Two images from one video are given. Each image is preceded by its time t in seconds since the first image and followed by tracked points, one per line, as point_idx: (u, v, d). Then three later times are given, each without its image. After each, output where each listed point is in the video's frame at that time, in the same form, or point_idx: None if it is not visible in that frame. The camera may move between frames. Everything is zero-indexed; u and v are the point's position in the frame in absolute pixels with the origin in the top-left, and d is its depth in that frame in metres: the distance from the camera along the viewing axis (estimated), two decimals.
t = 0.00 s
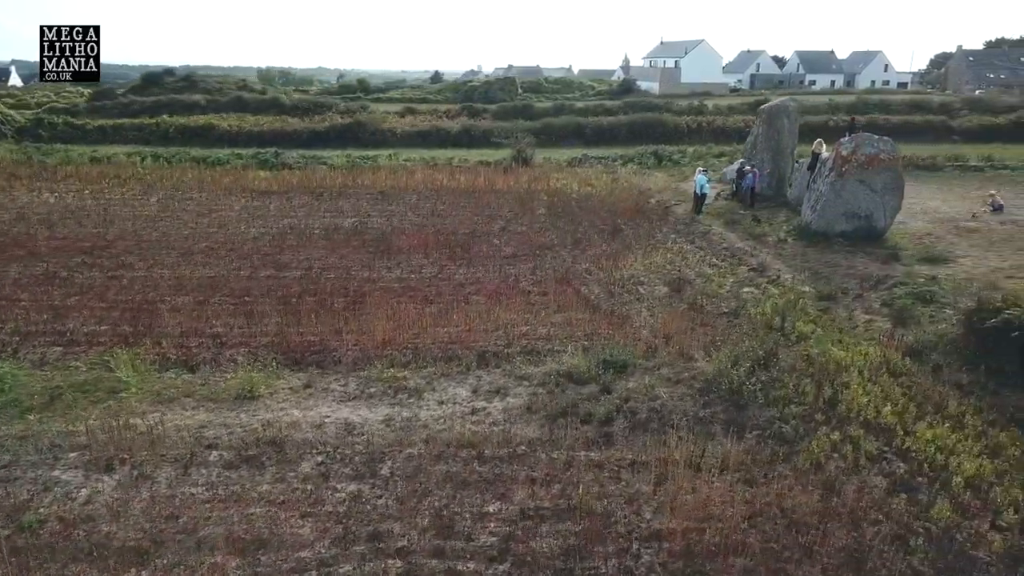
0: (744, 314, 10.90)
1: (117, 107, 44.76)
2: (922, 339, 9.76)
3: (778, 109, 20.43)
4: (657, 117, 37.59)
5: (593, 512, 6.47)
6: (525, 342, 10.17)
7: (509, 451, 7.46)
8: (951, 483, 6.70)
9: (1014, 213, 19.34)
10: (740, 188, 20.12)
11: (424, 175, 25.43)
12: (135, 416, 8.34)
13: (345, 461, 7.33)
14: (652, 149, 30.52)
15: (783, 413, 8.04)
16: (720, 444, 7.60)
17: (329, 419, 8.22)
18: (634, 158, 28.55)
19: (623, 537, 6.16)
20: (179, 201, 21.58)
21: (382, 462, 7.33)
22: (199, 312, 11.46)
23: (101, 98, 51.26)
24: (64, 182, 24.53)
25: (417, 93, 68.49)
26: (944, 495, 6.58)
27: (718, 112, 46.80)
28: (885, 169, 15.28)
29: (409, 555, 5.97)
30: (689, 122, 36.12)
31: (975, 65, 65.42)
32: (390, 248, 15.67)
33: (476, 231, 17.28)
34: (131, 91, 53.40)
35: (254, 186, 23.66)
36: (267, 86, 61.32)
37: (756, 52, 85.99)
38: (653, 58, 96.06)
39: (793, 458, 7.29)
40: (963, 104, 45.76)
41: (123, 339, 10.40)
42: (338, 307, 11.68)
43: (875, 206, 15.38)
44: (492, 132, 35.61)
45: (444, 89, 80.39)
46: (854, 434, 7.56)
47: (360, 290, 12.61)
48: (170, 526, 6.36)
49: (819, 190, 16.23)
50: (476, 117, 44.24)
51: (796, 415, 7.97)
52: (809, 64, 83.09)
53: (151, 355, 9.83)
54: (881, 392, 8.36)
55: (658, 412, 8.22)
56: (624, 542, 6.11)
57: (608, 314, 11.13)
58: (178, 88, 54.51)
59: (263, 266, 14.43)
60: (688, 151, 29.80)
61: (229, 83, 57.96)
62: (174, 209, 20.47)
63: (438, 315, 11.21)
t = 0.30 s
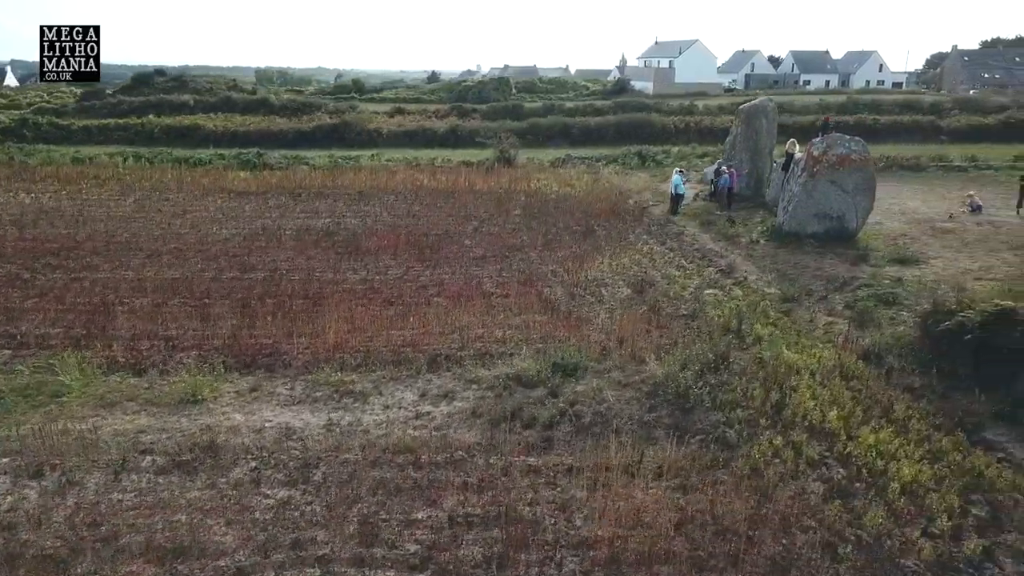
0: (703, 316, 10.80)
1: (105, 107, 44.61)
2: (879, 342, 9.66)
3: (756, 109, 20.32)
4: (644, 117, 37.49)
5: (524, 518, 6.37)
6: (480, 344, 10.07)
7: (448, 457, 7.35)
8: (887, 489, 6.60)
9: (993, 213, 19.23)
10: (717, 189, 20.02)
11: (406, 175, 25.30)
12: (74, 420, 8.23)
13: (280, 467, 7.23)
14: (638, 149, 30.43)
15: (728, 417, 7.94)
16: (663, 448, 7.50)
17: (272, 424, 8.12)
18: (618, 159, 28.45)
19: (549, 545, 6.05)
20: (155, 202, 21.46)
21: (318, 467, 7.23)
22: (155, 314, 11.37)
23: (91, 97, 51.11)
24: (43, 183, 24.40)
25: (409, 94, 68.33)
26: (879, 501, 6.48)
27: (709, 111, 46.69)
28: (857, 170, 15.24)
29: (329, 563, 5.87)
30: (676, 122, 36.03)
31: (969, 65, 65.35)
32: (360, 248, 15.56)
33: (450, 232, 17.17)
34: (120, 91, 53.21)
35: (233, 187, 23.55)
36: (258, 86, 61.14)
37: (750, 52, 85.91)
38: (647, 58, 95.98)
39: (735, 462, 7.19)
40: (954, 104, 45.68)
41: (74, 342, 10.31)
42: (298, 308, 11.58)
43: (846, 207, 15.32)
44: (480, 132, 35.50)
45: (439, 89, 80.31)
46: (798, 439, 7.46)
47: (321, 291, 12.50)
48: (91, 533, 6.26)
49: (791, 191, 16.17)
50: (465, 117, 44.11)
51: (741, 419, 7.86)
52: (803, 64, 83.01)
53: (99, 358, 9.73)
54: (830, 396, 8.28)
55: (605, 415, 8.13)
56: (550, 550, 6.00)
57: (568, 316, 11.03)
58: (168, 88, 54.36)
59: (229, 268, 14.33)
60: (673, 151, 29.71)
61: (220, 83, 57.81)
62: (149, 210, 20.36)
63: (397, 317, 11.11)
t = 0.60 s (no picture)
0: (660, 318, 10.72)
1: (94, 107, 44.41)
2: (831, 345, 9.59)
3: (733, 109, 20.25)
4: (632, 117, 37.40)
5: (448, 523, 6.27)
6: (431, 346, 9.99)
7: (380, 461, 7.26)
8: (820, 495, 6.52)
9: (970, 214, 19.16)
10: (694, 189, 19.95)
11: (387, 176, 25.20)
12: (10, 423, 8.12)
13: (210, 472, 7.13)
14: (622, 150, 30.36)
15: (672, 420, 7.84)
16: (600, 451, 7.41)
17: (208, 427, 8.03)
18: (601, 158, 28.37)
19: (471, 553, 5.95)
20: (131, 202, 21.34)
21: (248, 471, 7.13)
22: (108, 316, 11.27)
23: (81, 97, 50.93)
24: (22, 183, 24.25)
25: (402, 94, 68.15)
26: (811, 507, 6.39)
27: (698, 111, 46.60)
28: (827, 170, 15.14)
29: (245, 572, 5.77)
30: (663, 122, 35.95)
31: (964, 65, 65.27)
32: (327, 249, 15.46)
33: (421, 232, 17.06)
34: (111, 90, 53.00)
35: (211, 187, 23.41)
36: (249, 85, 60.92)
37: (744, 52, 85.90)
38: (642, 58, 96.08)
39: (670, 466, 7.10)
40: (944, 104, 45.60)
41: (24, 343, 10.21)
42: (253, 309, 11.50)
43: (818, 208, 15.20)
44: (467, 132, 35.38)
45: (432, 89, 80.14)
46: (736, 443, 7.38)
47: (280, 293, 12.42)
48: (8, 540, 6.15)
49: (764, 192, 16.07)
50: (454, 117, 43.99)
51: (684, 423, 7.77)
52: (798, 64, 82.96)
53: (47, 360, 9.64)
54: (774, 398, 8.20)
55: (546, 418, 8.04)
56: (471, 558, 5.90)
57: (524, 317, 10.95)
58: (159, 88, 54.19)
59: (193, 268, 14.23)
60: (657, 151, 29.60)
61: (212, 83, 57.62)
62: (124, 210, 20.23)
63: (350, 318, 11.03)
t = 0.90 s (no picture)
0: (619, 315, 10.59)
1: (83, 106, 44.18)
2: (786, 347, 9.52)
3: (710, 111, 20.31)
4: (620, 117, 37.29)
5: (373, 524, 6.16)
6: (381, 346, 9.90)
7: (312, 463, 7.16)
8: (752, 500, 6.43)
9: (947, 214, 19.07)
10: (671, 189, 19.87)
11: (368, 175, 25.00)
12: None
13: (139, 476, 7.03)
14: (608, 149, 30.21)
15: (614, 424, 7.74)
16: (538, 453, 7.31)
17: (144, 428, 7.93)
18: (585, 158, 28.27)
19: (391, 560, 5.86)
20: (106, 202, 21.20)
21: (177, 475, 7.03)
22: (60, 316, 11.15)
23: (71, 98, 50.71)
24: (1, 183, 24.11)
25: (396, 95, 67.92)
26: (741, 513, 6.30)
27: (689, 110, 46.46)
28: (797, 169, 15.11)
29: None
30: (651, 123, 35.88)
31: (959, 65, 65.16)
32: (294, 250, 15.34)
33: (392, 232, 16.93)
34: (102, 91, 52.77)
35: (189, 187, 23.27)
36: (242, 86, 60.67)
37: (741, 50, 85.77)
38: (638, 57, 95.97)
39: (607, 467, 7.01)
40: (936, 105, 45.51)
41: None
42: (206, 309, 11.37)
43: (788, 208, 15.14)
44: (454, 134, 35.25)
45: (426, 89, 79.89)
46: (674, 445, 7.29)
47: (237, 293, 12.28)
48: None
49: (735, 194, 16.01)
50: (444, 117, 43.84)
51: (626, 427, 7.66)
52: (794, 62, 82.83)
53: None
54: (720, 400, 8.11)
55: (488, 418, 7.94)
56: (391, 565, 5.81)
57: (480, 318, 10.85)
58: (151, 89, 53.97)
59: (154, 269, 14.12)
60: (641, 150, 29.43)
61: (204, 83, 57.40)
62: (99, 210, 20.09)
63: (304, 318, 10.92)
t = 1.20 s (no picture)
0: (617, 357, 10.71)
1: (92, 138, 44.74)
2: (742, 433, 9.63)
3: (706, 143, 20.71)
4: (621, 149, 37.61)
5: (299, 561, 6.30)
6: (344, 411, 10.08)
7: (256, 497, 7.30)
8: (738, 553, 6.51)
9: (935, 267, 19.00)
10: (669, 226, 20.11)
11: (367, 224, 25.28)
12: None
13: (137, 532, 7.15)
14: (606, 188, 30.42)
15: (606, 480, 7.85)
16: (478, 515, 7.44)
17: (102, 476, 8.19)
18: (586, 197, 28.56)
19: None
20: (113, 250, 21.49)
21: (125, 530, 7.26)
22: (37, 372, 11.53)
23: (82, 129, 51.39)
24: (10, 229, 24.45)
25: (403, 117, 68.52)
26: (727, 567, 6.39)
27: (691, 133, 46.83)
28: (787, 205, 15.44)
29: None
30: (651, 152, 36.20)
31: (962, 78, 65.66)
32: (277, 307, 15.63)
33: (379, 288, 17.15)
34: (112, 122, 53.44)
35: (196, 237, 23.57)
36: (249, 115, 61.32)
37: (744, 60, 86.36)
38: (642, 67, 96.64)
39: (542, 534, 7.14)
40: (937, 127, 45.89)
41: None
42: (179, 371, 11.69)
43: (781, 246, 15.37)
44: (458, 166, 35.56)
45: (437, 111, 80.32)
46: (612, 522, 7.44)
47: (212, 354, 12.58)
48: None
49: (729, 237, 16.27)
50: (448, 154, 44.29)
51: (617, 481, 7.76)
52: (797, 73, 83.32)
53: None
54: (666, 483, 8.25)
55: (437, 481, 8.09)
56: None
57: (445, 390, 11.04)
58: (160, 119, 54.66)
59: (139, 322, 14.46)
60: (638, 189, 29.61)
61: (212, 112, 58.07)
62: (105, 258, 20.36)
63: (272, 381, 11.16)
